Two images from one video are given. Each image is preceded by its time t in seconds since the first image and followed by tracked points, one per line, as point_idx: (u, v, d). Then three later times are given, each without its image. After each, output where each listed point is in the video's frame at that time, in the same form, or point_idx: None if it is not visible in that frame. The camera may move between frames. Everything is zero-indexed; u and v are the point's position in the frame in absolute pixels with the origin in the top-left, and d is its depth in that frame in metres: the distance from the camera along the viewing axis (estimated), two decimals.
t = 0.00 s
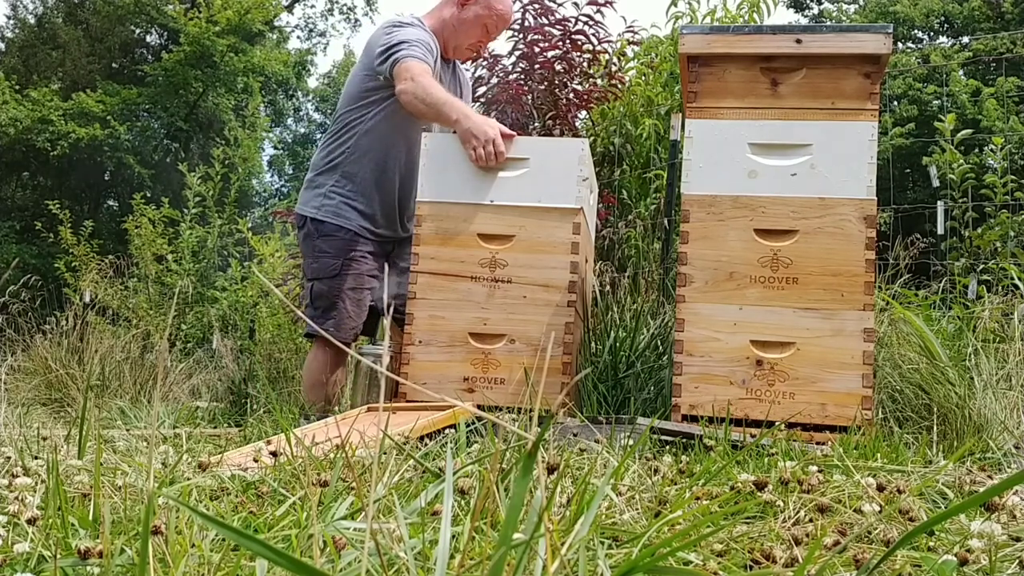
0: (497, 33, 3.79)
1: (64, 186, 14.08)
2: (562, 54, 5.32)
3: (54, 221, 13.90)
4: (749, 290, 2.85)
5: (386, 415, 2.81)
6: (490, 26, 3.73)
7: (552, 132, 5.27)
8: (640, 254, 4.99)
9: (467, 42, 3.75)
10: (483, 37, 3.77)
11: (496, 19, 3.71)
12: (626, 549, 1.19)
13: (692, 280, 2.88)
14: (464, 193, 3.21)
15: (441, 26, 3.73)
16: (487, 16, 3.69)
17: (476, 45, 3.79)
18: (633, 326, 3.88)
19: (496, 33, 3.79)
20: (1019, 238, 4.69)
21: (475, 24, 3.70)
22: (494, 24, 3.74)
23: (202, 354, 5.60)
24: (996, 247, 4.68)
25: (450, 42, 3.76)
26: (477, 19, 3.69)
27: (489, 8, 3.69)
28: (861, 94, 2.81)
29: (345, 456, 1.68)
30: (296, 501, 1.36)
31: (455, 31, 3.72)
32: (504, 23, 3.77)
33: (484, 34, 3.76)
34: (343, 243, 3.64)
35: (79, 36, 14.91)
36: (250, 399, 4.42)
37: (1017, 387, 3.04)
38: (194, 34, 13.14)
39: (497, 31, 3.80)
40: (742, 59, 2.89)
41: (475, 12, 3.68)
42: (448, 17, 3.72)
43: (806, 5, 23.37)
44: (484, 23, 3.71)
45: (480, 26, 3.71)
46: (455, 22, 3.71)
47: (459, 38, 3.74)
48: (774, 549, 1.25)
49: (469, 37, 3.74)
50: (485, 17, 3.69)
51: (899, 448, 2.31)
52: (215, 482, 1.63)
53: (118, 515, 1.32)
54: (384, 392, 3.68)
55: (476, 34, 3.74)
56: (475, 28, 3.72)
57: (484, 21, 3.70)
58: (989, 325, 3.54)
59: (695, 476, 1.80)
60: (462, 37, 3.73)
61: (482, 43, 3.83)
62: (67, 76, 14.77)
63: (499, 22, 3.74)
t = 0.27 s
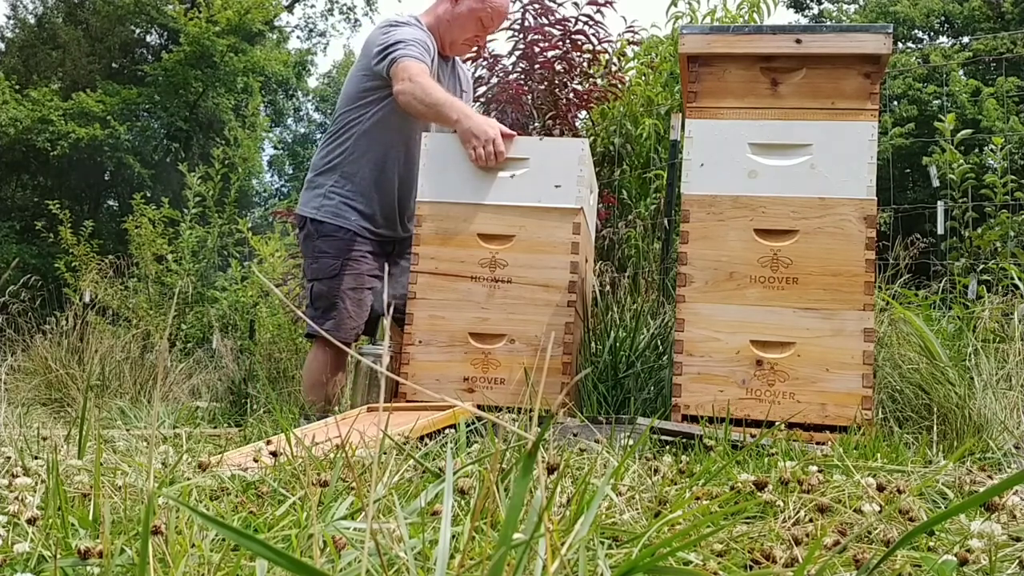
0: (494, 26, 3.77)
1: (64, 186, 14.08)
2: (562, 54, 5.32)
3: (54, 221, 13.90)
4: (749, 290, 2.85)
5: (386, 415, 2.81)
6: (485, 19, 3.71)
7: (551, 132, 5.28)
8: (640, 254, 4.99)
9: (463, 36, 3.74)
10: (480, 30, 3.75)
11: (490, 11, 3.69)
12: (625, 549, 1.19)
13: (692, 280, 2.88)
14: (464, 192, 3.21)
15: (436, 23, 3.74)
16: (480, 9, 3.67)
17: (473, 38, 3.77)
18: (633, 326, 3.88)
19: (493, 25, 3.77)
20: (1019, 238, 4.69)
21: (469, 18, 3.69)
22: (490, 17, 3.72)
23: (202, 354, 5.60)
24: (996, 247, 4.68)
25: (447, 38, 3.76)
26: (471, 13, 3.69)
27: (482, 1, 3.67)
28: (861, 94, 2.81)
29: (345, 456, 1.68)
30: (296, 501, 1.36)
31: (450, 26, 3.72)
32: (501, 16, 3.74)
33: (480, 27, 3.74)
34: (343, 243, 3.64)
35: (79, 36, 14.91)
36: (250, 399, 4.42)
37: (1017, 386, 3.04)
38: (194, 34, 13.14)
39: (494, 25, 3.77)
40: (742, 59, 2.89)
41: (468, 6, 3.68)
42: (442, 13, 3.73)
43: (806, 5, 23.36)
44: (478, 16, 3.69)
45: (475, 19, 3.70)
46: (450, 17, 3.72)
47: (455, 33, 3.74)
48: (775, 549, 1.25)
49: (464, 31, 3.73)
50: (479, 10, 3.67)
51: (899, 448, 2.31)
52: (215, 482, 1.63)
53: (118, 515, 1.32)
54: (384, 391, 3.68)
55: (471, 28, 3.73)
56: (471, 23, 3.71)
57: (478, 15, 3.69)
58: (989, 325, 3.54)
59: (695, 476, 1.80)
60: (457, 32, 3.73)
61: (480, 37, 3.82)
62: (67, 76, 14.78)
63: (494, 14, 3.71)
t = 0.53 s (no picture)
0: (493, 24, 3.77)
1: (63, 186, 14.08)
2: (562, 54, 5.32)
3: (53, 221, 13.90)
4: (749, 290, 2.85)
5: (386, 416, 2.81)
6: (484, 16, 3.72)
7: (551, 131, 5.28)
8: (640, 254, 4.99)
9: (462, 33, 3.74)
10: (479, 28, 3.76)
11: (488, 8, 3.69)
12: (626, 549, 1.19)
13: (692, 280, 2.88)
14: (463, 192, 3.21)
15: (434, 22, 3.74)
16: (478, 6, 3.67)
17: (473, 36, 3.77)
18: (633, 326, 3.88)
19: (492, 22, 3.77)
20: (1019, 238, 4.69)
21: (468, 16, 3.69)
22: (488, 14, 3.72)
23: (202, 354, 5.60)
24: (996, 247, 4.68)
25: (446, 36, 3.75)
26: (469, 10, 3.69)
27: None
28: (861, 94, 2.81)
29: (345, 456, 1.68)
30: (296, 501, 1.36)
31: (448, 24, 3.72)
32: (499, 13, 3.75)
33: (479, 25, 3.74)
34: (343, 242, 3.64)
35: (79, 36, 14.91)
36: (250, 399, 4.42)
37: (1017, 387, 3.04)
38: (194, 34, 13.13)
39: (493, 22, 3.78)
40: (742, 59, 2.89)
41: (466, 3, 3.68)
42: (440, 12, 3.73)
43: (806, 5, 23.36)
44: (477, 13, 3.69)
45: (473, 17, 3.70)
46: (448, 15, 3.72)
47: (454, 31, 3.73)
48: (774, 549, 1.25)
49: (464, 29, 3.73)
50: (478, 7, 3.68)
51: (899, 448, 2.31)
52: (215, 482, 1.63)
53: (117, 515, 1.32)
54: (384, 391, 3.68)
55: (471, 25, 3.72)
56: (469, 20, 3.71)
57: (477, 12, 3.69)
58: (989, 325, 3.54)
59: (695, 476, 1.80)
60: (457, 29, 3.73)
61: (479, 34, 3.82)
62: (67, 76, 14.78)
63: (493, 11, 3.72)
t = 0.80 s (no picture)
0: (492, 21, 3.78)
1: (63, 185, 14.08)
2: (562, 54, 5.32)
3: (54, 221, 13.91)
4: (749, 290, 2.85)
5: (385, 416, 2.81)
6: (483, 13, 3.72)
7: (551, 132, 5.28)
8: (640, 254, 4.99)
9: (462, 31, 3.73)
10: (478, 26, 3.76)
11: (487, 5, 3.69)
12: (625, 549, 1.19)
13: (692, 280, 2.88)
14: (463, 191, 3.21)
15: (434, 22, 3.74)
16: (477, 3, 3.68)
17: (472, 34, 3.76)
18: (633, 326, 3.87)
19: (491, 20, 3.77)
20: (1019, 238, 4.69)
21: (467, 14, 3.69)
22: (487, 12, 3.72)
23: (202, 354, 5.60)
24: (996, 247, 4.68)
25: (445, 35, 3.75)
26: (468, 8, 3.69)
27: None
28: (861, 94, 2.81)
29: (345, 456, 1.68)
30: (296, 501, 1.36)
31: (448, 22, 3.72)
32: (497, 11, 3.75)
33: (478, 23, 3.74)
34: (342, 242, 3.64)
35: (79, 36, 14.91)
36: (250, 399, 4.42)
37: (1017, 387, 3.04)
38: (194, 34, 13.13)
39: (492, 20, 3.78)
40: (742, 59, 2.89)
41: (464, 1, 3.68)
42: (439, 11, 3.73)
43: (806, 5, 23.36)
44: (476, 10, 3.69)
45: (472, 14, 3.70)
46: (447, 14, 3.72)
47: (454, 29, 3.73)
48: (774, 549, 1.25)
49: (463, 26, 3.72)
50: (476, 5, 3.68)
51: (899, 448, 2.31)
52: (215, 482, 1.63)
53: (117, 515, 1.32)
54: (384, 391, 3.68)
55: (470, 23, 3.72)
56: (468, 18, 3.71)
57: (476, 9, 3.69)
58: (989, 325, 3.54)
59: (695, 476, 1.80)
60: (456, 27, 3.72)
61: (479, 33, 3.81)
62: (67, 76, 14.78)
63: (491, 8, 3.72)
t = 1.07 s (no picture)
0: (491, 20, 3.77)
1: (63, 185, 14.09)
2: (562, 54, 5.32)
3: (54, 221, 13.91)
4: (749, 290, 2.85)
5: (385, 416, 2.81)
6: (480, 12, 3.71)
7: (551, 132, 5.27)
8: (640, 254, 4.99)
9: (460, 31, 3.74)
10: (476, 25, 3.75)
11: (484, 3, 3.69)
12: (625, 548, 1.19)
13: (692, 280, 2.88)
14: (466, 186, 3.21)
15: (432, 22, 3.76)
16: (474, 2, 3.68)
17: (470, 33, 3.76)
18: (633, 326, 3.87)
19: (489, 19, 3.77)
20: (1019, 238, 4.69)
21: (465, 13, 3.69)
22: (484, 10, 3.72)
23: (202, 354, 5.60)
24: (996, 247, 4.68)
25: (443, 34, 3.76)
26: (465, 7, 3.69)
27: None
28: (861, 94, 2.81)
29: (345, 456, 1.68)
30: (296, 501, 1.36)
31: (445, 22, 3.73)
32: (496, 9, 3.75)
33: (476, 22, 3.74)
34: (340, 242, 3.64)
35: (79, 36, 14.91)
36: (250, 399, 4.42)
37: (1017, 387, 3.04)
38: (194, 34, 13.13)
39: (490, 19, 3.77)
40: (742, 59, 2.89)
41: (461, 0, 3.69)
42: (437, 11, 3.74)
43: (806, 5, 23.36)
44: (473, 9, 3.69)
45: (470, 13, 3.70)
46: (445, 14, 3.73)
47: (451, 28, 3.73)
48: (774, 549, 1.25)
49: (461, 26, 3.72)
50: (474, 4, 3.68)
51: (899, 448, 2.31)
52: (215, 482, 1.63)
53: (117, 515, 1.32)
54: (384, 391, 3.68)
55: (468, 22, 3.72)
56: (466, 17, 3.71)
57: (473, 8, 3.69)
58: (989, 325, 3.54)
59: (695, 476, 1.80)
60: (454, 27, 3.72)
61: (477, 32, 3.81)
62: (67, 76, 14.79)
63: (489, 7, 3.71)
